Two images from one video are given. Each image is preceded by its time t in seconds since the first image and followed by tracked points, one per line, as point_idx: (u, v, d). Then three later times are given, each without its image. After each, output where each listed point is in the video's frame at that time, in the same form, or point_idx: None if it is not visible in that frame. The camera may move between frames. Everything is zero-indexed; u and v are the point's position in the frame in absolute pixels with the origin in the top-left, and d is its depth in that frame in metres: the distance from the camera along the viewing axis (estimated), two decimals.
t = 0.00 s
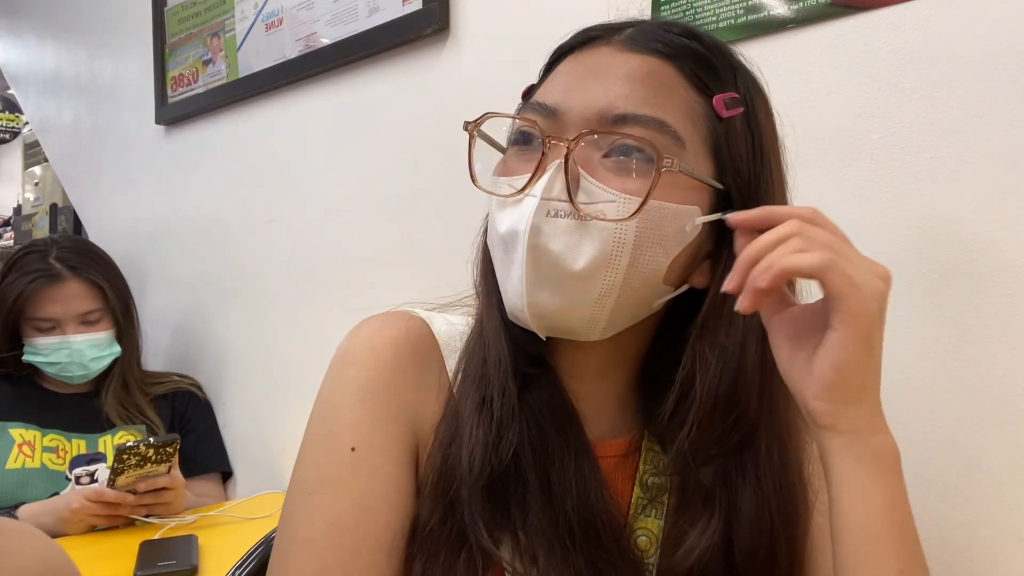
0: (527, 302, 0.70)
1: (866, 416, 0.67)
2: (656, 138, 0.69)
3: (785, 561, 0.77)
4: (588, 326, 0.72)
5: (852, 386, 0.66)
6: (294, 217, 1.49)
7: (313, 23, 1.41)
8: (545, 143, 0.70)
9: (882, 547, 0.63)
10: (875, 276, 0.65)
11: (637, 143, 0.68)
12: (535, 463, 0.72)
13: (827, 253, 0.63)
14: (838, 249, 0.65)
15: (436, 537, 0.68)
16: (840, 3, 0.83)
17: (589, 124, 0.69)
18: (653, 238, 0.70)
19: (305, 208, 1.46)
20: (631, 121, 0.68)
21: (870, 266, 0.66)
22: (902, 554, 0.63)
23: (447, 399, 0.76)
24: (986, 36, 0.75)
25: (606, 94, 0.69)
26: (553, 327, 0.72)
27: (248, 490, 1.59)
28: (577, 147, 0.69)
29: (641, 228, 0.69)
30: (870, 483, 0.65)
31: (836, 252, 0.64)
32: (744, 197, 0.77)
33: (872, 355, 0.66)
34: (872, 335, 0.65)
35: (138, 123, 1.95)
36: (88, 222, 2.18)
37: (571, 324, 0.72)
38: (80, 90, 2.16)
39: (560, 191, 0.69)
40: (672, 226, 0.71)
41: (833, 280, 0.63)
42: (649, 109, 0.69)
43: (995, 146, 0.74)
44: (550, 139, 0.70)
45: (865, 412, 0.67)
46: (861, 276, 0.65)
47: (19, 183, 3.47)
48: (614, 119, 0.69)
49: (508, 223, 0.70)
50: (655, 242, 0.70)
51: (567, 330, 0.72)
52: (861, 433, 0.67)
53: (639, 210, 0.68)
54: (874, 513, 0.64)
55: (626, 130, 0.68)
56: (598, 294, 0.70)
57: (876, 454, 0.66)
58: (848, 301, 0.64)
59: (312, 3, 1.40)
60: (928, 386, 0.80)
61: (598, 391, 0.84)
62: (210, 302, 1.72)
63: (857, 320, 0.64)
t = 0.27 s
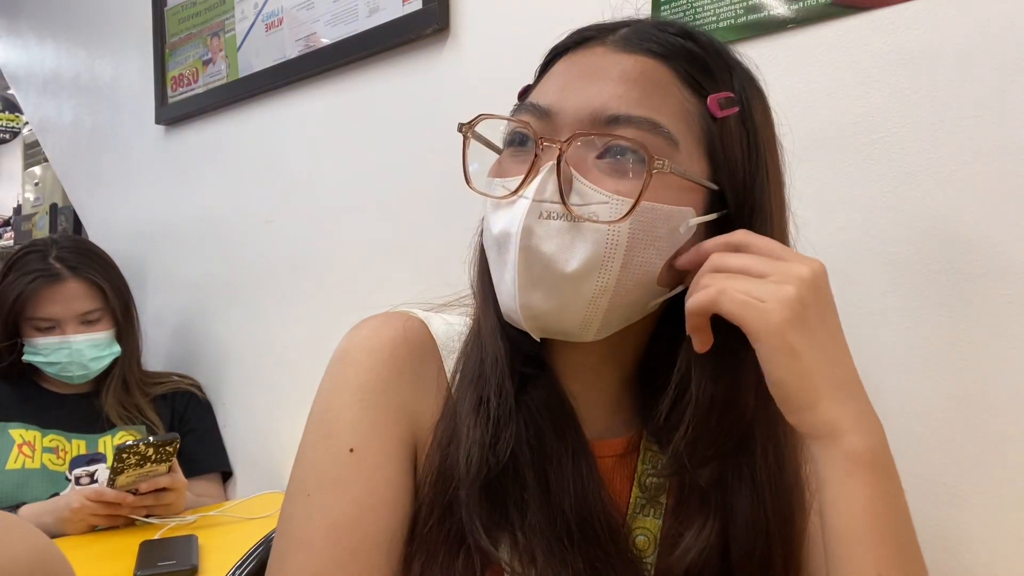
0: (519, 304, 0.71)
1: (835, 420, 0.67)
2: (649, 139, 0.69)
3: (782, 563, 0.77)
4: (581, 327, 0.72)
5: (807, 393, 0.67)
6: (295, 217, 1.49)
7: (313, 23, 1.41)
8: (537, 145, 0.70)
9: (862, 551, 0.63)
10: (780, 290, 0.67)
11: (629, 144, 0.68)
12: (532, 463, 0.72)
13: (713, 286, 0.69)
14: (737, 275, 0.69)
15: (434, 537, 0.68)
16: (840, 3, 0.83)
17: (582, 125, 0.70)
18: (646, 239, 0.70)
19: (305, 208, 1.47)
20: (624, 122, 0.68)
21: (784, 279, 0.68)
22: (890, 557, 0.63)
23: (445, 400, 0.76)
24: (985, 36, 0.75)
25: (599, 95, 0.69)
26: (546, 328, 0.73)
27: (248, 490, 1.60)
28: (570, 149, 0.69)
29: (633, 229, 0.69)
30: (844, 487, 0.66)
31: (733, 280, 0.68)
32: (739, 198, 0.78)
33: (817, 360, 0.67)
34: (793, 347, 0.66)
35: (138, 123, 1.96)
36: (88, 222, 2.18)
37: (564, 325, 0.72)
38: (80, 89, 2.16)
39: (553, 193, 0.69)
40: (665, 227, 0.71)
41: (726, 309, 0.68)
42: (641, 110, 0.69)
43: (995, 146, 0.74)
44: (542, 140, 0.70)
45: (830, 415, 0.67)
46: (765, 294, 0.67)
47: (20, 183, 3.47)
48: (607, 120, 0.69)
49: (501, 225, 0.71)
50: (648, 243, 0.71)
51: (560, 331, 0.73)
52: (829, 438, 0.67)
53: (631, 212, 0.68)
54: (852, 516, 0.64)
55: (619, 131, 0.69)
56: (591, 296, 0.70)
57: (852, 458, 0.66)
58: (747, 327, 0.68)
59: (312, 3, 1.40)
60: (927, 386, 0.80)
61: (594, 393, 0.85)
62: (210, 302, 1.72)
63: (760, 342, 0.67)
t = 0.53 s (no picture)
0: (515, 306, 0.71)
1: (833, 419, 0.67)
2: (644, 141, 0.69)
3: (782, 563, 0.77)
4: (577, 329, 0.72)
5: (805, 392, 0.68)
6: (295, 217, 1.49)
7: (314, 23, 1.41)
8: (533, 147, 0.70)
9: (863, 550, 0.64)
10: (775, 290, 0.67)
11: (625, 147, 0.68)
12: (531, 463, 0.72)
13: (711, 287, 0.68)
14: (734, 275, 0.69)
15: (434, 536, 0.68)
16: (840, 3, 0.83)
17: (577, 128, 0.70)
18: (641, 242, 0.71)
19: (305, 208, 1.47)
20: (620, 124, 0.68)
21: (776, 281, 0.68)
22: (886, 558, 0.64)
23: (444, 400, 0.76)
24: (985, 36, 0.75)
25: (595, 96, 0.69)
26: (543, 329, 0.73)
27: (248, 490, 1.60)
28: (566, 151, 0.69)
29: (629, 232, 0.69)
30: (843, 486, 0.66)
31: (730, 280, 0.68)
32: (736, 199, 0.78)
33: (812, 359, 0.68)
34: (789, 346, 0.67)
35: (138, 123, 1.96)
36: (88, 222, 2.19)
37: (560, 326, 0.72)
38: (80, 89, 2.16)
39: (548, 195, 0.69)
40: (661, 229, 0.72)
41: (724, 309, 0.68)
42: (637, 112, 0.69)
43: (994, 146, 0.75)
44: (538, 142, 0.70)
45: (828, 414, 0.67)
46: (759, 294, 0.68)
47: (20, 183, 3.47)
48: (602, 122, 0.69)
49: (497, 227, 0.71)
50: (644, 246, 0.71)
51: (556, 332, 0.73)
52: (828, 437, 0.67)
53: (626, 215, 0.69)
54: (852, 516, 0.65)
55: (615, 133, 0.68)
56: (587, 298, 0.70)
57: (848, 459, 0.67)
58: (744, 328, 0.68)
59: (313, 3, 1.41)
60: (927, 384, 0.80)
61: (592, 393, 0.85)
62: (210, 302, 1.72)
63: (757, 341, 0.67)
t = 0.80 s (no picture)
0: (512, 308, 0.71)
1: (833, 417, 0.68)
2: (642, 143, 0.69)
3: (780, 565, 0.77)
4: (574, 331, 0.73)
5: (807, 387, 0.68)
6: (295, 217, 1.49)
7: (314, 23, 1.41)
8: (531, 149, 0.70)
9: (859, 548, 0.65)
10: (785, 283, 0.69)
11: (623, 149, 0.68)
12: (529, 463, 0.72)
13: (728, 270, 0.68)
14: (752, 261, 0.69)
15: (433, 536, 0.68)
16: (840, 3, 0.83)
17: (575, 129, 0.70)
18: (638, 243, 0.71)
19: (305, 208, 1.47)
20: (618, 126, 0.68)
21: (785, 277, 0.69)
22: (880, 556, 0.65)
23: (443, 400, 0.77)
24: (984, 37, 0.75)
25: (594, 98, 0.70)
26: (540, 330, 0.73)
27: (248, 489, 1.60)
28: (563, 153, 0.69)
29: (626, 234, 0.70)
30: (842, 484, 0.67)
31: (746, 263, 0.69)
32: (735, 200, 0.78)
33: (815, 353, 0.69)
34: (798, 338, 0.68)
35: (138, 123, 1.96)
36: (88, 222, 2.19)
37: (557, 328, 0.72)
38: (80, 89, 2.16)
39: (545, 197, 0.69)
40: (658, 231, 0.72)
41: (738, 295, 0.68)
42: (635, 113, 0.69)
43: (994, 146, 0.75)
44: (536, 144, 0.70)
45: (827, 412, 0.68)
46: (772, 284, 0.68)
47: (20, 183, 3.47)
48: (600, 124, 0.69)
49: (494, 228, 0.71)
50: (641, 247, 0.71)
51: (553, 333, 0.73)
52: (828, 435, 0.68)
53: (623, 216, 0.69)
54: (850, 514, 0.66)
55: (613, 135, 0.69)
56: (584, 300, 0.70)
57: (847, 457, 0.68)
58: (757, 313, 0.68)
59: (312, 3, 1.41)
60: (927, 384, 0.80)
61: (591, 393, 0.85)
62: (210, 302, 1.72)
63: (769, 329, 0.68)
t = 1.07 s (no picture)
0: (508, 309, 0.72)
1: (831, 416, 0.69)
2: (639, 144, 0.69)
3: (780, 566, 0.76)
4: (571, 332, 0.73)
5: (808, 384, 0.70)
6: (295, 216, 1.49)
7: (313, 23, 1.41)
8: (528, 150, 0.70)
9: (858, 547, 0.65)
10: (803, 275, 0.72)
11: (620, 150, 0.68)
12: (526, 464, 0.73)
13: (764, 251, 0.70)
14: (791, 250, 0.71)
15: (429, 536, 0.68)
16: (840, 3, 0.84)
17: (572, 131, 0.70)
18: (635, 245, 0.71)
19: (306, 208, 1.47)
20: (615, 127, 0.68)
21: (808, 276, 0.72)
22: (877, 557, 0.65)
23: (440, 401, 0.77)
24: (985, 37, 0.75)
25: (590, 99, 0.70)
26: (537, 331, 0.73)
27: (248, 489, 1.60)
28: (560, 154, 0.69)
29: (622, 235, 0.70)
30: (840, 483, 0.68)
31: (781, 250, 0.71)
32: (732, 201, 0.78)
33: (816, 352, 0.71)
34: (808, 331, 0.70)
35: (139, 123, 1.96)
36: (88, 222, 2.19)
37: (554, 329, 0.73)
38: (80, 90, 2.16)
39: (542, 198, 0.69)
40: (655, 233, 0.72)
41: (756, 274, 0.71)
42: (632, 114, 0.69)
43: (993, 147, 0.75)
44: (532, 144, 0.70)
45: (825, 411, 0.69)
46: (799, 277, 0.71)
47: (19, 183, 3.48)
48: (597, 125, 0.69)
49: (491, 229, 0.72)
50: (637, 249, 0.71)
51: (550, 334, 0.74)
52: (826, 434, 0.69)
53: (620, 218, 0.69)
54: (849, 514, 0.66)
55: (610, 137, 0.69)
56: (580, 301, 0.71)
57: (843, 457, 0.69)
58: (778, 295, 0.71)
59: (312, 3, 1.41)
60: (926, 383, 0.80)
61: (589, 393, 0.85)
62: (210, 302, 1.72)
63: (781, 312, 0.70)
